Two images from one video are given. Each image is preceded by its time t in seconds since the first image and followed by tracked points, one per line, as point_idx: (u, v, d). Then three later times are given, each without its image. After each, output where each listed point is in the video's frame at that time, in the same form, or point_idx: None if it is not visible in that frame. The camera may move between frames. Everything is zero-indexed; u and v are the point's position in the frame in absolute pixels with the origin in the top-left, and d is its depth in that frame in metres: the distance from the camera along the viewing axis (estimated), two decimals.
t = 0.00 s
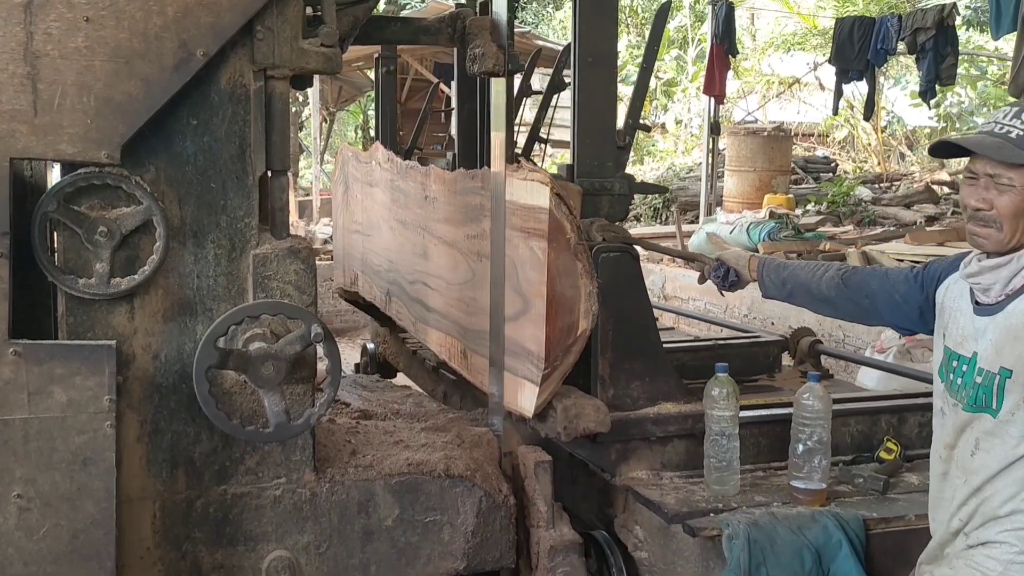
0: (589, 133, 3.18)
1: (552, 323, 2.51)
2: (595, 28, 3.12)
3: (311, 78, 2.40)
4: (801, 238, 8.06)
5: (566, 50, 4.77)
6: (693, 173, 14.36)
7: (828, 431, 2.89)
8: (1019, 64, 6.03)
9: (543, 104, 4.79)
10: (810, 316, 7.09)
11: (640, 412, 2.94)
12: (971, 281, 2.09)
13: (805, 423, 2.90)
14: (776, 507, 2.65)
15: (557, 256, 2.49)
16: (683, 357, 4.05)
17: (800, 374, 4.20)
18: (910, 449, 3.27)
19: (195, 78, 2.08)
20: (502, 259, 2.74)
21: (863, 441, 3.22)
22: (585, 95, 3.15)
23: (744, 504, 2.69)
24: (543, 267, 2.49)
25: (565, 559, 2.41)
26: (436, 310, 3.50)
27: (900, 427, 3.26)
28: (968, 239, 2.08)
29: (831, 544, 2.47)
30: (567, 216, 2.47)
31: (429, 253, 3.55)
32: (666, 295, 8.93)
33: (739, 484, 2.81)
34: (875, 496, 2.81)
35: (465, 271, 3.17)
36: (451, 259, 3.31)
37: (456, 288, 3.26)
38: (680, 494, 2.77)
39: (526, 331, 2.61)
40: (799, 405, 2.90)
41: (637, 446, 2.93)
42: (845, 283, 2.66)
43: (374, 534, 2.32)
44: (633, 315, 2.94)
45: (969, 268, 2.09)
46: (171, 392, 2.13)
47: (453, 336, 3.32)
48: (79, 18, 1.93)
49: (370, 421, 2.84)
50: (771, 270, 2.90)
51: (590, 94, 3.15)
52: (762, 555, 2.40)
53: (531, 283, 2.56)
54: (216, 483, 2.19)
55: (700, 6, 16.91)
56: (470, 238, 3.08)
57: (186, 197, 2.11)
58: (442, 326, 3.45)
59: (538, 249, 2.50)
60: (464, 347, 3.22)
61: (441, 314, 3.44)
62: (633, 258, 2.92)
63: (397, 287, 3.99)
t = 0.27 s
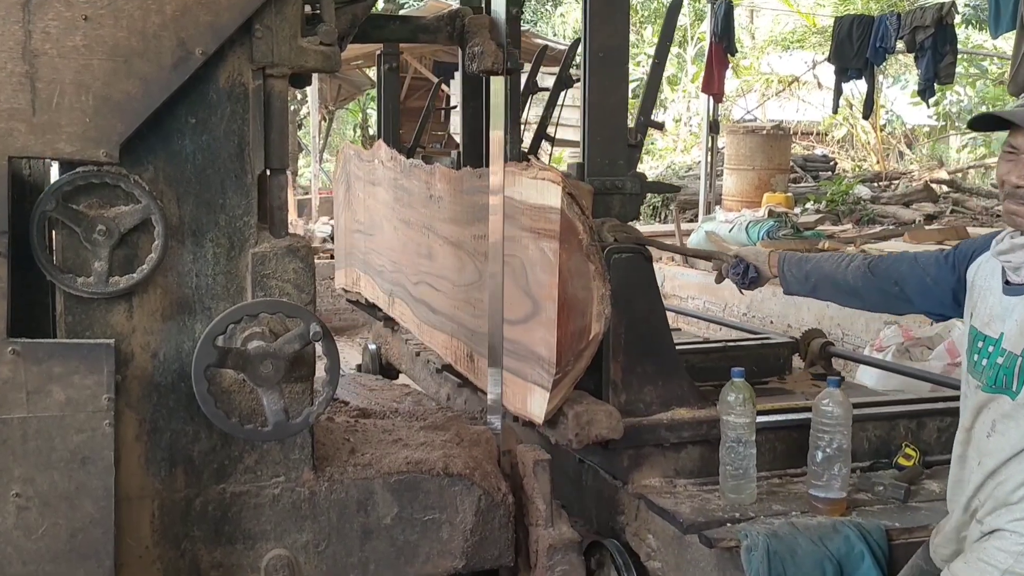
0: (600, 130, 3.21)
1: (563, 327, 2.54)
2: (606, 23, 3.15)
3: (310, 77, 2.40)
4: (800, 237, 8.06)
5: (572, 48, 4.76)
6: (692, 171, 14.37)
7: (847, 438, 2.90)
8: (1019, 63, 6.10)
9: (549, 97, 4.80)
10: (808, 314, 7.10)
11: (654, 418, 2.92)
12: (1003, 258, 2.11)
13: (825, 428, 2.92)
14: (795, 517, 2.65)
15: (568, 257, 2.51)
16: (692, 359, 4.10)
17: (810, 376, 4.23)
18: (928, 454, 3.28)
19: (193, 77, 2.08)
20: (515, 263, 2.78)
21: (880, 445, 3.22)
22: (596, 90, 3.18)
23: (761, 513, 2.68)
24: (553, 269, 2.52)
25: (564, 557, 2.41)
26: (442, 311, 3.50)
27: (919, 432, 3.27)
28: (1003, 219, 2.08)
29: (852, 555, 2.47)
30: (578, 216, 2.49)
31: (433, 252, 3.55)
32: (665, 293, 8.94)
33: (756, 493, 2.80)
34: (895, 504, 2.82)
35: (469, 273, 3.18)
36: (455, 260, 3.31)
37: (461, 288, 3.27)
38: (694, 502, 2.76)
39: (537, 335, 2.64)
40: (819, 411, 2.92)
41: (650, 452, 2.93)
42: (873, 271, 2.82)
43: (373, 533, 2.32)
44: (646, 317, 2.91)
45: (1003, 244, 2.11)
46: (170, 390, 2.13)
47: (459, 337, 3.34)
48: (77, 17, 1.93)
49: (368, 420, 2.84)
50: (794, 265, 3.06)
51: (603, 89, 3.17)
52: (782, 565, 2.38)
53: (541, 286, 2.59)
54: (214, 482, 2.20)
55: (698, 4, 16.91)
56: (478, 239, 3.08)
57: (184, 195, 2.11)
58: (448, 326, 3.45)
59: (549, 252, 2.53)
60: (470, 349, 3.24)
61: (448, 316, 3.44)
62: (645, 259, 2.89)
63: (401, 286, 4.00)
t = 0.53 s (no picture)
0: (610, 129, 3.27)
1: (576, 332, 2.50)
2: (616, 24, 3.18)
3: (309, 75, 2.39)
4: (799, 235, 8.06)
5: (579, 46, 4.75)
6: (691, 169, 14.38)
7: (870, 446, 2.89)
8: (1017, 61, 6.11)
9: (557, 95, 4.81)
10: (807, 313, 7.10)
11: (670, 424, 2.91)
12: None
13: (847, 437, 2.91)
14: (819, 529, 2.63)
15: (582, 260, 2.47)
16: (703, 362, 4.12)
17: (823, 379, 4.32)
18: (949, 461, 3.28)
19: (192, 75, 2.07)
20: (525, 264, 2.74)
21: (901, 453, 3.21)
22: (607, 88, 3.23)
23: (782, 524, 2.67)
24: (567, 272, 2.48)
25: (563, 556, 2.41)
26: (448, 312, 3.50)
27: (940, 438, 3.27)
28: None
29: (878, 568, 2.45)
30: (593, 217, 2.45)
31: (437, 252, 3.55)
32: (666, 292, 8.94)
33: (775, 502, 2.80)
34: (919, 514, 2.81)
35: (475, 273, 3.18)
36: (460, 260, 3.31)
37: (468, 291, 3.26)
38: (712, 512, 2.75)
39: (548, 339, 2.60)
40: (842, 419, 2.92)
41: (665, 460, 2.91)
42: (907, 270, 3.00)
43: (372, 531, 2.31)
44: (659, 319, 2.92)
45: None
46: (169, 389, 2.13)
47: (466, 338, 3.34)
48: (75, 15, 1.93)
49: (367, 418, 2.84)
50: (823, 267, 3.27)
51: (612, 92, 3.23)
52: None
53: (553, 288, 2.55)
54: (214, 480, 2.19)
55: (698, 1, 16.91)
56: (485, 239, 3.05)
57: (183, 194, 2.11)
58: (453, 327, 3.45)
59: (562, 254, 2.49)
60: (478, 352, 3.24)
61: (454, 318, 3.44)
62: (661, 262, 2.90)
63: (405, 286, 3.99)
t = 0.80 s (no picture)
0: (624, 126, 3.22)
1: (591, 337, 2.40)
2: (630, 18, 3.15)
3: (308, 74, 2.39)
4: (799, 234, 8.05)
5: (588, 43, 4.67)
6: (691, 168, 14.41)
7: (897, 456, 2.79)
8: (1019, 54, 6.15)
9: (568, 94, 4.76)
10: (806, 311, 7.10)
11: (686, 433, 2.86)
12: None
13: (874, 446, 2.82)
14: (844, 542, 2.57)
15: (598, 262, 2.38)
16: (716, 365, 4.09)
17: (836, 383, 4.39)
18: (974, 469, 3.25)
19: (191, 74, 2.07)
20: (537, 269, 2.65)
21: (924, 461, 3.18)
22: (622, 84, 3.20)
23: (806, 537, 2.61)
24: (583, 275, 2.39)
25: (562, 554, 2.41)
26: (453, 313, 3.49)
27: (964, 444, 3.25)
28: None
29: None
30: (609, 218, 2.37)
31: (441, 253, 3.55)
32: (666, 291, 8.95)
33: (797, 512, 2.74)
34: (947, 525, 2.76)
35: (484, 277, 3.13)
36: (466, 261, 3.30)
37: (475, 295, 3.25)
38: (732, 524, 2.69)
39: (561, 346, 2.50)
40: (867, 427, 2.83)
41: (682, 469, 2.86)
42: (942, 265, 3.06)
43: (371, 530, 2.32)
44: (675, 322, 2.88)
45: None
46: (168, 388, 2.13)
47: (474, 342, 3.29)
48: (75, 15, 1.93)
49: (366, 417, 2.84)
50: (850, 265, 3.26)
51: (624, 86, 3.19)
52: None
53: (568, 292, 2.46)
54: (214, 479, 2.20)
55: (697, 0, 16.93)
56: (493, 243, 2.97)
57: (182, 192, 2.11)
58: (459, 327, 3.44)
59: (578, 256, 2.40)
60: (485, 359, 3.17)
61: (462, 321, 3.41)
62: (679, 263, 2.86)
63: (410, 286, 3.99)
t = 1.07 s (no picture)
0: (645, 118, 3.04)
1: (610, 343, 2.34)
2: (646, 7, 2.99)
3: (308, 71, 2.38)
4: (800, 232, 8.04)
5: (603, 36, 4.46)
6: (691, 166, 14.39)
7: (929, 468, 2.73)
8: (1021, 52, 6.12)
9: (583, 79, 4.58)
10: (807, 310, 7.09)
11: (707, 441, 2.81)
12: None
13: (907, 457, 2.75)
14: (876, 560, 2.53)
15: (618, 265, 2.32)
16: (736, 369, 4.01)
17: (855, 388, 4.23)
18: (1003, 479, 3.23)
19: (190, 71, 2.06)
20: (557, 272, 2.60)
21: (953, 471, 3.17)
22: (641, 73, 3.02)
23: (834, 553, 2.59)
24: (602, 278, 2.34)
25: (562, 554, 2.40)
26: (457, 313, 3.48)
27: (993, 454, 3.23)
28: None
29: None
30: (629, 218, 2.31)
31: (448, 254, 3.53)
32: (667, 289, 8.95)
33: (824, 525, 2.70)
34: (980, 540, 2.75)
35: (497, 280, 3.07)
36: (475, 262, 3.28)
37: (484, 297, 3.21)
38: (756, 538, 2.66)
39: (581, 351, 2.45)
40: (899, 436, 2.75)
41: (703, 479, 2.81)
42: (973, 268, 3.06)
43: (370, 530, 2.31)
44: (698, 328, 2.80)
45: None
46: (166, 386, 2.12)
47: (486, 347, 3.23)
48: (73, 11, 1.91)
49: (365, 416, 2.83)
50: (879, 270, 3.28)
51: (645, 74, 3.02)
52: None
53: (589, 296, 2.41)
54: (213, 479, 2.19)
55: None
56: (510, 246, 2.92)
57: (181, 190, 2.10)
58: (468, 329, 3.41)
59: (597, 258, 2.35)
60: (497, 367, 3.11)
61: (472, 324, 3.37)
62: (699, 266, 2.79)
63: (416, 287, 3.97)
